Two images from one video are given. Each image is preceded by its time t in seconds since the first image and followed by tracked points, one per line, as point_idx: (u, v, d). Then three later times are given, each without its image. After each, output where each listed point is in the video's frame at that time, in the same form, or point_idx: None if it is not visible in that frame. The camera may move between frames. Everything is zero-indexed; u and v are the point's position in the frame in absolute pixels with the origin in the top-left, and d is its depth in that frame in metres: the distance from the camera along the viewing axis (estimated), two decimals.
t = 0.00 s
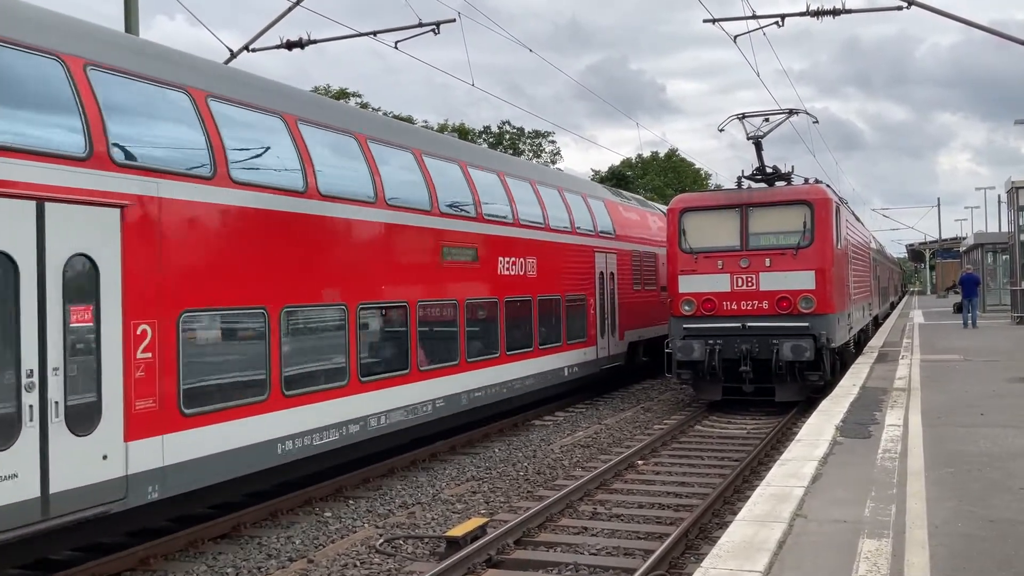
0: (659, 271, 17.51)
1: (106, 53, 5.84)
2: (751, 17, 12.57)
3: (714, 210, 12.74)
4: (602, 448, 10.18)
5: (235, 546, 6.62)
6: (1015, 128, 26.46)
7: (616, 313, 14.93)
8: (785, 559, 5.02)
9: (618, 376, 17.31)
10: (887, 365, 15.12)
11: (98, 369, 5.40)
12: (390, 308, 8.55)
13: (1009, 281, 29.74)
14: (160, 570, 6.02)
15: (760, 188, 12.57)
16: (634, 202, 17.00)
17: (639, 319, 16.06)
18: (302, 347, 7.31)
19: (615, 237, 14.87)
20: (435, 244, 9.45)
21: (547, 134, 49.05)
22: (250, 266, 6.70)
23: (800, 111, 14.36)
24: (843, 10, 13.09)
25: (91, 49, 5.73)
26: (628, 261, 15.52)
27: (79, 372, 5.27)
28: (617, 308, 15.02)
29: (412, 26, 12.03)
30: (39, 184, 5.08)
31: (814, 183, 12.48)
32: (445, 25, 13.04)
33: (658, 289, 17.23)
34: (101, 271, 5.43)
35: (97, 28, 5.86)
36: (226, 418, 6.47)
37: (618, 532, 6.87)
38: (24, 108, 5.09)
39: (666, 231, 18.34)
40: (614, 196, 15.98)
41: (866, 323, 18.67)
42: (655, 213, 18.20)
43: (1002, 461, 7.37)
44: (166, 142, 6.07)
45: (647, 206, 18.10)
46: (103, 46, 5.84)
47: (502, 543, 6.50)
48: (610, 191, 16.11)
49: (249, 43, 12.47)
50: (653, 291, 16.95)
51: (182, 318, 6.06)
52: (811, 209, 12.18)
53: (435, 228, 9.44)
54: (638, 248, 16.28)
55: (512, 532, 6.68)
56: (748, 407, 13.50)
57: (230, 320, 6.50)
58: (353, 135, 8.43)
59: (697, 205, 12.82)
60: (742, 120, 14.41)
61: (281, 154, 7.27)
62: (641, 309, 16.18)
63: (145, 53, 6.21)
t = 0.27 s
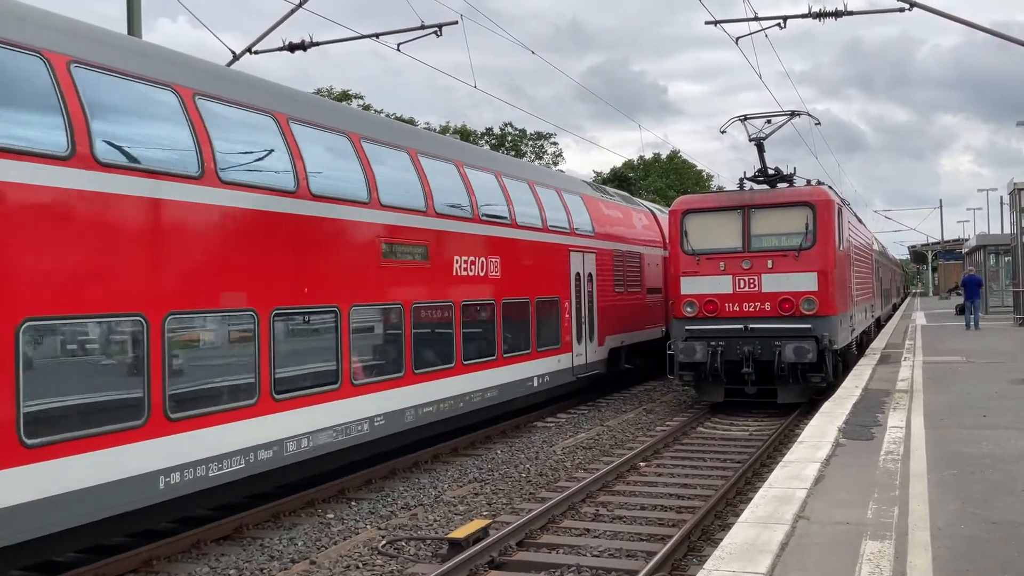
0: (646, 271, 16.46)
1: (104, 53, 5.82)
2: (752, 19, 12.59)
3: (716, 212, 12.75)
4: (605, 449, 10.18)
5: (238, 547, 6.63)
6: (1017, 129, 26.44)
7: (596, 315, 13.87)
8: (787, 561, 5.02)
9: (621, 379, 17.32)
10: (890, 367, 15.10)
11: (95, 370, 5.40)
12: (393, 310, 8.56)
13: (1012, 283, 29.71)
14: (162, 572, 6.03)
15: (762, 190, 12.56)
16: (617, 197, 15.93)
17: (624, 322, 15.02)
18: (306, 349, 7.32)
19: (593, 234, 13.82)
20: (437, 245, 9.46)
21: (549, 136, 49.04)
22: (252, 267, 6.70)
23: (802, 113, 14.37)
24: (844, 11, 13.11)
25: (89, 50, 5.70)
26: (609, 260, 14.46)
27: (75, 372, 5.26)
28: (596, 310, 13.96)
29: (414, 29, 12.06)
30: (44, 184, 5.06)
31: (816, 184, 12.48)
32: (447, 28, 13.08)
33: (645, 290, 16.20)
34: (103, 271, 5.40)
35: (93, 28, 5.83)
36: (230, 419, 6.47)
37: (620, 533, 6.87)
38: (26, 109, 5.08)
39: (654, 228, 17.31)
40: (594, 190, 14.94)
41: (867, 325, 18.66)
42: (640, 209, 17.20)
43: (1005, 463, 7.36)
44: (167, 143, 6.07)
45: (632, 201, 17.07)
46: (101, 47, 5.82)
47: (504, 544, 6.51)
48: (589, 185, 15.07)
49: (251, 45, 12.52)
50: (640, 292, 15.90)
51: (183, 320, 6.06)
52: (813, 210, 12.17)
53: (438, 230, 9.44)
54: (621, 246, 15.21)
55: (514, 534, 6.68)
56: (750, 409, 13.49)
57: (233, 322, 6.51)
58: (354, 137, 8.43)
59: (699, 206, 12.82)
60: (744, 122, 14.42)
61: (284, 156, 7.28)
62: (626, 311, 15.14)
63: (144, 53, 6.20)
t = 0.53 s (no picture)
0: (628, 271, 15.54)
1: (106, 55, 5.83)
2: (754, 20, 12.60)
3: (717, 213, 12.74)
4: (607, 451, 10.18)
5: (240, 548, 6.63)
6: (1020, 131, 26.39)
7: (569, 317, 12.91)
8: (790, 563, 5.01)
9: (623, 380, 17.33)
10: (892, 368, 15.08)
11: (99, 371, 5.42)
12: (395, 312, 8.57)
13: (1015, 285, 29.67)
14: (164, 572, 6.04)
15: (764, 191, 12.56)
16: (597, 192, 15.04)
17: (603, 326, 14.08)
18: (308, 351, 7.33)
19: (568, 231, 12.93)
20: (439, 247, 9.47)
21: (551, 138, 49.04)
22: (254, 269, 6.71)
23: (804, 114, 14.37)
24: (846, 13, 13.11)
25: (90, 51, 5.71)
26: (584, 259, 13.54)
27: (84, 372, 5.31)
28: (570, 312, 13.02)
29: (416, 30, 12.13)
30: (46, 186, 5.08)
31: (818, 185, 12.48)
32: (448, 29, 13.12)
33: (627, 292, 15.24)
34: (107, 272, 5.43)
35: (92, 28, 5.82)
36: (235, 421, 6.48)
37: (622, 535, 6.87)
38: (27, 110, 5.09)
39: (638, 227, 16.41)
40: (571, 185, 14.05)
41: (870, 326, 18.65)
42: (624, 206, 16.33)
43: (1007, 465, 7.35)
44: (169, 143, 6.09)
45: (614, 198, 16.19)
46: (102, 47, 5.82)
47: (506, 545, 6.51)
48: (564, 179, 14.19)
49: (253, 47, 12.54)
50: (620, 293, 14.96)
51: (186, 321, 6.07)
52: (815, 211, 12.16)
53: (439, 231, 9.44)
54: (599, 244, 14.27)
55: (516, 535, 6.68)
56: (752, 410, 13.48)
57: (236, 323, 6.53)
58: (355, 137, 8.43)
59: (701, 208, 12.82)
60: (746, 124, 14.42)
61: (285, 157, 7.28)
62: (604, 314, 14.18)
63: (146, 55, 6.20)
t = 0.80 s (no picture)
0: (607, 272, 14.43)
1: (106, 55, 5.82)
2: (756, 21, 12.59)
3: (719, 214, 12.73)
4: (608, 452, 10.17)
5: (241, 550, 6.63)
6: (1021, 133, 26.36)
7: (537, 320, 11.78)
8: (792, 564, 5.00)
9: (624, 382, 17.32)
10: (894, 370, 15.06)
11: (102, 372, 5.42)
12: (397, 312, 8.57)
13: (1016, 286, 29.64)
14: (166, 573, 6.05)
15: (766, 192, 12.55)
16: (573, 186, 13.96)
17: (576, 331, 13.02)
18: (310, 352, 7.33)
19: (536, 227, 11.84)
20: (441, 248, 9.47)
21: (552, 138, 49.04)
22: (256, 270, 6.72)
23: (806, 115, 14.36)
24: (848, 13, 13.10)
25: (90, 51, 5.70)
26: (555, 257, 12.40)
27: (83, 374, 5.30)
28: (538, 316, 11.89)
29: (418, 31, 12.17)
30: (46, 186, 5.08)
31: (820, 187, 12.46)
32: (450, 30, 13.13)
33: (605, 293, 14.16)
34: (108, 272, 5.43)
35: (93, 30, 5.82)
36: (236, 421, 6.48)
37: (624, 536, 6.86)
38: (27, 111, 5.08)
39: (620, 224, 15.28)
40: (542, 178, 12.93)
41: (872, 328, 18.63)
42: (603, 200, 15.21)
43: (1010, 466, 7.33)
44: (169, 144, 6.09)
45: (594, 193, 15.09)
46: (104, 48, 5.83)
47: (507, 547, 6.49)
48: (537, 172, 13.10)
49: (255, 47, 12.53)
50: (596, 296, 13.83)
51: (187, 322, 6.07)
52: (817, 212, 12.15)
53: (441, 232, 9.44)
54: (572, 242, 13.16)
55: (517, 537, 6.67)
56: (754, 412, 13.46)
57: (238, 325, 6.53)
58: (356, 138, 8.43)
59: (702, 209, 12.81)
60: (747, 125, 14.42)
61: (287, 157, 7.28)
62: (577, 318, 13.06)
63: (146, 56, 6.20)
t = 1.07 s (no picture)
0: (579, 271, 13.30)
1: (108, 57, 5.83)
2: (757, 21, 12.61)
3: (719, 215, 12.73)
4: (609, 453, 10.16)
5: (242, 550, 6.62)
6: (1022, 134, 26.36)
7: (495, 324, 10.64)
8: (793, 565, 5.00)
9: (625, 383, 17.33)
10: (895, 370, 15.06)
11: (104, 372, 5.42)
12: (398, 313, 8.57)
13: (1017, 287, 29.65)
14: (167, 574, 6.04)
15: (766, 193, 12.54)
16: (542, 178, 12.84)
17: (544, 336, 11.92)
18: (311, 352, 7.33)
19: (537, 228, 11.84)
20: (442, 249, 9.47)
21: (553, 139, 49.07)
22: (258, 270, 6.72)
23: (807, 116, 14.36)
24: (850, 14, 13.10)
25: (93, 53, 5.72)
26: (518, 255, 11.23)
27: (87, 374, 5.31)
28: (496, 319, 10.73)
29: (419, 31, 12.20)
30: (45, 187, 5.08)
31: (821, 188, 12.46)
32: (452, 30, 13.15)
33: (579, 296, 13.13)
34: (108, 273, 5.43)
35: (92, 30, 5.81)
36: (238, 421, 6.50)
37: (624, 537, 6.86)
38: (29, 111, 5.10)
39: (595, 219, 14.15)
40: (505, 169, 11.77)
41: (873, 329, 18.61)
42: (578, 194, 14.11)
43: (1011, 467, 7.33)
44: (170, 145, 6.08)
45: (568, 186, 13.94)
46: (103, 48, 5.82)
47: (508, 548, 6.49)
48: (500, 162, 11.95)
49: (256, 48, 12.54)
50: (566, 296, 12.69)
51: (189, 322, 6.07)
52: (817, 213, 12.14)
53: (441, 233, 9.44)
54: (558, 241, 12.61)
55: (518, 537, 6.66)
56: (754, 412, 13.45)
57: (239, 325, 6.53)
58: (356, 138, 8.44)
59: (703, 210, 12.81)
60: (748, 125, 14.40)
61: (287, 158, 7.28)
62: (542, 322, 11.88)
63: (146, 56, 6.19)
